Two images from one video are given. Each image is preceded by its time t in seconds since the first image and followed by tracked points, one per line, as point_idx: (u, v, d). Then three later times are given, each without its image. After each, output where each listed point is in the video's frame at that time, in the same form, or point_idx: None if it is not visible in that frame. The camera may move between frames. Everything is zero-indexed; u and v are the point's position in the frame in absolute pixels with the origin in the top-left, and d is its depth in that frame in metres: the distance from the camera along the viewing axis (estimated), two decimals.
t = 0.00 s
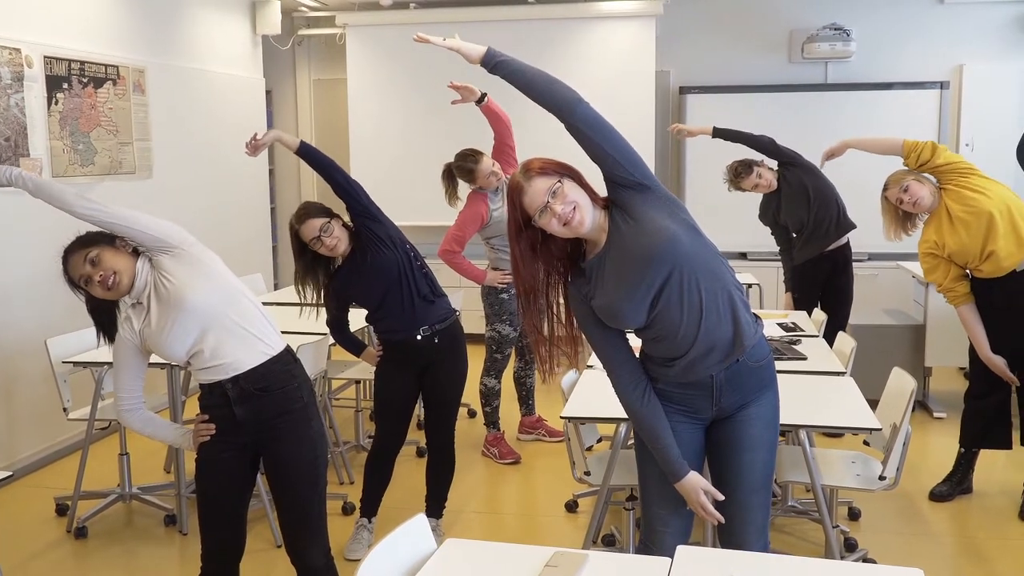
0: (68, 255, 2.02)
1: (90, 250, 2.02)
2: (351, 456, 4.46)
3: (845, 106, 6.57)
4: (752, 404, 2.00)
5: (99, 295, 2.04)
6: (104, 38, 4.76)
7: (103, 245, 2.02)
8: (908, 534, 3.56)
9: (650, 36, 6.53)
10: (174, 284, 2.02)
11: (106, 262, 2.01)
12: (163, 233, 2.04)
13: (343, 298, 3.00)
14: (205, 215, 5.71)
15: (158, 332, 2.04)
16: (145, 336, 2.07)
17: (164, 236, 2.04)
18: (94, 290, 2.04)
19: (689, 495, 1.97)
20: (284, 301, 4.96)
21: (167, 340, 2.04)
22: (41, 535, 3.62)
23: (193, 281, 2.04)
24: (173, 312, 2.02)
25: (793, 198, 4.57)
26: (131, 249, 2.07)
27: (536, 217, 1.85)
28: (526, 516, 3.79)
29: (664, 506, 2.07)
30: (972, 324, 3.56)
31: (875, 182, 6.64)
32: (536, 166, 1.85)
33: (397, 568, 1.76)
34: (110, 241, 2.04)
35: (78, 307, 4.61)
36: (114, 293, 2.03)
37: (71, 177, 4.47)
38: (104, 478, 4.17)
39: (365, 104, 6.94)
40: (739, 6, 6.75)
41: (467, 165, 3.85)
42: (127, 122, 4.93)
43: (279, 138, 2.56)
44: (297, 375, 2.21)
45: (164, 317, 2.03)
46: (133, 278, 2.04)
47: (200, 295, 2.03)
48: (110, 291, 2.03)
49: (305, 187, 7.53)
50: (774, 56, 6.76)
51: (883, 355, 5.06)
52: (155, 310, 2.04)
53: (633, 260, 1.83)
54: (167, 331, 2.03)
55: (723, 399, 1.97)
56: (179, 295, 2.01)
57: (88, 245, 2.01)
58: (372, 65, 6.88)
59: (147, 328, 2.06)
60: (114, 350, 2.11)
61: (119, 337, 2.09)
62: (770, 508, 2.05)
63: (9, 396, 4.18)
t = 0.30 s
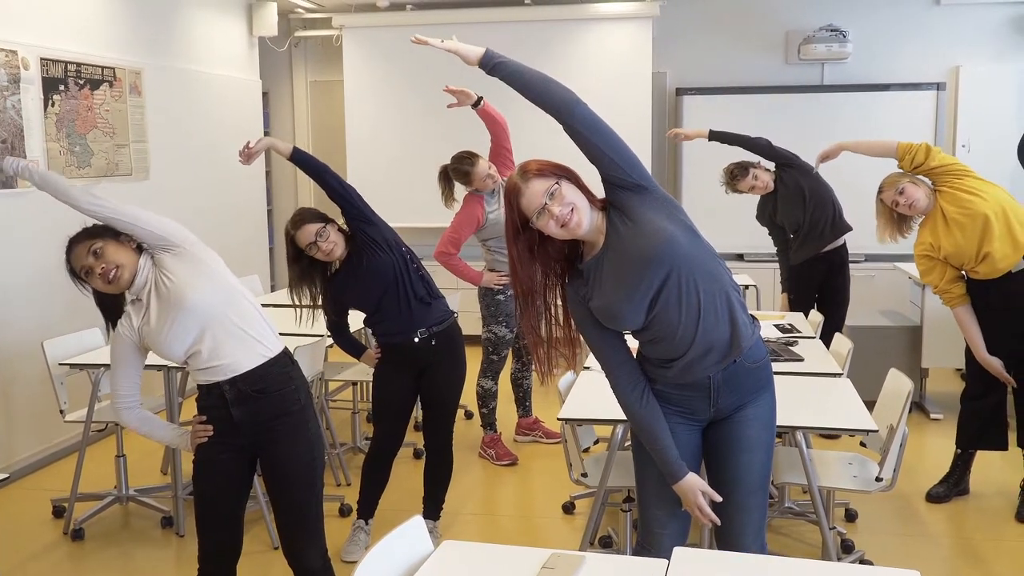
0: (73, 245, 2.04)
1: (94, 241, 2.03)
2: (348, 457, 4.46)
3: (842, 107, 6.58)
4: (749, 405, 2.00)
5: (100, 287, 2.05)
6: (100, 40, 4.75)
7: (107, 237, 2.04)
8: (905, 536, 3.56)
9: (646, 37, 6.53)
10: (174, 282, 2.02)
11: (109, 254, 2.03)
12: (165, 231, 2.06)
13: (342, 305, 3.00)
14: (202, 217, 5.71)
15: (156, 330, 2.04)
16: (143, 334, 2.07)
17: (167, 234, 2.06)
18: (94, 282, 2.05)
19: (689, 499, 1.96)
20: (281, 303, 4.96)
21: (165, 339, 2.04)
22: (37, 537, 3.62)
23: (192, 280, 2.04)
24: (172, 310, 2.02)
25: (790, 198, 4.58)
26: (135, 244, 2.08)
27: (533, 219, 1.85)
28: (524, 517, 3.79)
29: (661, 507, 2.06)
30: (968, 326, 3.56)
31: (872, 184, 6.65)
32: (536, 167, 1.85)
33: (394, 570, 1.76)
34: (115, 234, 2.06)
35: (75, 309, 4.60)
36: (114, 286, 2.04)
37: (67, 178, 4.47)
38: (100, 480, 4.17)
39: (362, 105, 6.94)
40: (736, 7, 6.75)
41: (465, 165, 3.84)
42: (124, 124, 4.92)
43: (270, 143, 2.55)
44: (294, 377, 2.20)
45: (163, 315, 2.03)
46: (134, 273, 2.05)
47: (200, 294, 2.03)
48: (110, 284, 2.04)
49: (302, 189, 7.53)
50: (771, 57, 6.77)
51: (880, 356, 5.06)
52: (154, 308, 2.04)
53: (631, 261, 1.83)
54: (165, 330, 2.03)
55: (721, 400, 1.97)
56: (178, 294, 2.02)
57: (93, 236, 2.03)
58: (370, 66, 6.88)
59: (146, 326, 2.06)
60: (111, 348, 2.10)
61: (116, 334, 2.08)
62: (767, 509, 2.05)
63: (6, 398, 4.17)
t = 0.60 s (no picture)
0: (86, 225, 2.05)
1: (107, 225, 2.04)
2: (346, 459, 4.46)
3: (840, 107, 6.59)
4: (746, 405, 2.00)
5: (107, 271, 2.06)
6: (98, 43, 4.76)
7: (121, 223, 2.05)
8: (904, 536, 3.56)
9: (644, 38, 6.53)
10: (179, 279, 2.02)
11: (121, 241, 2.03)
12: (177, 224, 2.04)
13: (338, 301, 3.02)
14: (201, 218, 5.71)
15: (157, 324, 2.05)
16: (145, 326, 2.08)
17: (178, 228, 2.04)
18: (102, 265, 2.06)
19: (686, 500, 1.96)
20: (279, 305, 4.96)
21: (166, 334, 2.04)
22: (36, 540, 3.62)
23: (198, 278, 2.03)
24: (175, 307, 2.02)
25: (790, 197, 4.59)
26: (147, 233, 2.09)
27: (533, 215, 1.85)
28: (522, 518, 3.79)
29: (658, 507, 2.06)
30: (967, 326, 3.56)
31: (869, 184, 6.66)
32: (538, 164, 1.83)
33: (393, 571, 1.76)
34: (128, 221, 2.06)
35: (74, 311, 4.61)
36: (121, 272, 2.05)
37: (65, 181, 4.48)
38: (99, 482, 4.17)
39: (360, 107, 6.94)
40: (733, 9, 6.76)
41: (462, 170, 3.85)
42: (122, 126, 4.92)
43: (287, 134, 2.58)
44: (291, 380, 2.20)
45: (166, 311, 2.03)
46: (143, 262, 2.05)
47: (205, 293, 2.03)
48: (118, 270, 2.05)
49: (300, 190, 7.54)
50: (768, 58, 6.77)
51: (879, 357, 5.06)
52: (157, 301, 2.04)
53: (630, 261, 1.83)
54: (168, 325, 2.03)
55: (717, 401, 1.97)
56: (182, 291, 2.01)
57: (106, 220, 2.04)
58: (368, 68, 6.89)
59: (148, 318, 2.06)
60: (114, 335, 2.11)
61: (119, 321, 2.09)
62: (764, 510, 2.05)
63: (5, 400, 4.17)
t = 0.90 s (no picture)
0: (117, 196, 2.10)
1: (138, 201, 2.09)
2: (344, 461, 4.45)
3: (838, 111, 6.60)
4: (734, 409, 1.99)
5: (127, 246, 2.10)
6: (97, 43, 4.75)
7: (149, 202, 2.09)
8: (901, 539, 3.56)
9: (643, 41, 6.53)
10: (195, 266, 2.05)
11: (145, 220, 2.07)
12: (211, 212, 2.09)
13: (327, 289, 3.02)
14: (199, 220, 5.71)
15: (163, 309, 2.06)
16: (151, 309, 2.09)
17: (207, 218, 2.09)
18: (123, 240, 2.10)
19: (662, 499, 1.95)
20: (277, 306, 4.96)
21: (169, 319, 2.05)
22: (34, 541, 3.62)
23: (213, 269, 2.06)
24: (186, 292, 2.03)
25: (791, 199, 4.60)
26: (173, 218, 2.13)
27: (540, 188, 1.86)
28: (520, 520, 3.79)
29: (646, 509, 2.05)
30: (969, 330, 3.56)
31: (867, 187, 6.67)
32: (558, 138, 1.84)
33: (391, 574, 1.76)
34: (158, 202, 2.11)
35: (73, 312, 4.60)
36: (138, 249, 2.08)
37: (63, 181, 4.48)
38: (96, 483, 4.16)
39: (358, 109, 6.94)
40: (732, 11, 6.76)
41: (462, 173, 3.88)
42: (120, 127, 4.92)
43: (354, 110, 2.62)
44: (287, 385, 2.19)
45: (175, 296, 2.05)
46: (161, 244, 2.09)
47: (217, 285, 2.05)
48: (135, 246, 2.08)
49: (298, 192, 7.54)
50: (767, 61, 6.77)
51: (877, 360, 5.06)
52: (169, 284, 2.06)
53: (629, 259, 1.82)
54: (172, 310, 2.05)
55: (704, 404, 1.97)
56: (196, 278, 2.03)
57: (137, 197, 2.08)
58: (366, 70, 6.89)
59: (156, 300, 2.08)
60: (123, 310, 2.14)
61: (128, 299, 2.12)
62: (755, 513, 2.04)
63: (3, 402, 4.17)
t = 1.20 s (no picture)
0: (155, 171, 2.12)
1: (174, 185, 2.12)
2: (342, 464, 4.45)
3: (835, 113, 6.61)
4: (722, 413, 1.98)
5: (148, 222, 2.12)
6: (94, 46, 4.75)
7: (182, 187, 2.13)
8: (898, 541, 3.57)
9: (640, 43, 6.54)
10: (218, 263, 2.08)
11: (175, 203, 2.10)
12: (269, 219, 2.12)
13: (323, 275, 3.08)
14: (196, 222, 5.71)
15: (171, 295, 2.07)
16: (154, 297, 2.10)
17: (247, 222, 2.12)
18: (145, 216, 2.12)
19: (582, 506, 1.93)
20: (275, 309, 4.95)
21: (173, 308, 2.06)
22: (31, 544, 3.61)
23: (234, 270, 2.09)
24: (200, 285, 2.05)
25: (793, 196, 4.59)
26: (199, 208, 2.17)
27: (567, 147, 1.93)
28: (517, 523, 3.79)
29: (634, 513, 2.01)
30: (960, 328, 3.57)
31: (865, 189, 6.68)
32: (602, 111, 1.92)
33: None
34: (190, 188, 2.15)
35: (71, 315, 4.60)
36: (160, 228, 2.10)
37: (61, 185, 4.48)
38: (94, 487, 4.16)
39: (356, 111, 6.94)
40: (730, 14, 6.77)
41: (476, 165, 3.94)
42: (118, 130, 4.92)
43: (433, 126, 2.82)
44: (281, 391, 2.19)
45: (188, 286, 2.06)
46: (184, 228, 2.12)
47: (233, 288, 2.08)
48: (156, 226, 2.10)
49: (296, 195, 7.54)
50: (765, 63, 6.78)
51: (875, 361, 5.07)
52: (185, 272, 2.08)
53: (639, 252, 1.85)
54: (178, 300, 2.06)
55: (693, 407, 1.95)
56: (215, 273, 2.06)
57: (171, 178, 2.12)
58: (364, 73, 6.89)
59: (166, 284, 2.09)
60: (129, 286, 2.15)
61: (137, 275, 2.13)
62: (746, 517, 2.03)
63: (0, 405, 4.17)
